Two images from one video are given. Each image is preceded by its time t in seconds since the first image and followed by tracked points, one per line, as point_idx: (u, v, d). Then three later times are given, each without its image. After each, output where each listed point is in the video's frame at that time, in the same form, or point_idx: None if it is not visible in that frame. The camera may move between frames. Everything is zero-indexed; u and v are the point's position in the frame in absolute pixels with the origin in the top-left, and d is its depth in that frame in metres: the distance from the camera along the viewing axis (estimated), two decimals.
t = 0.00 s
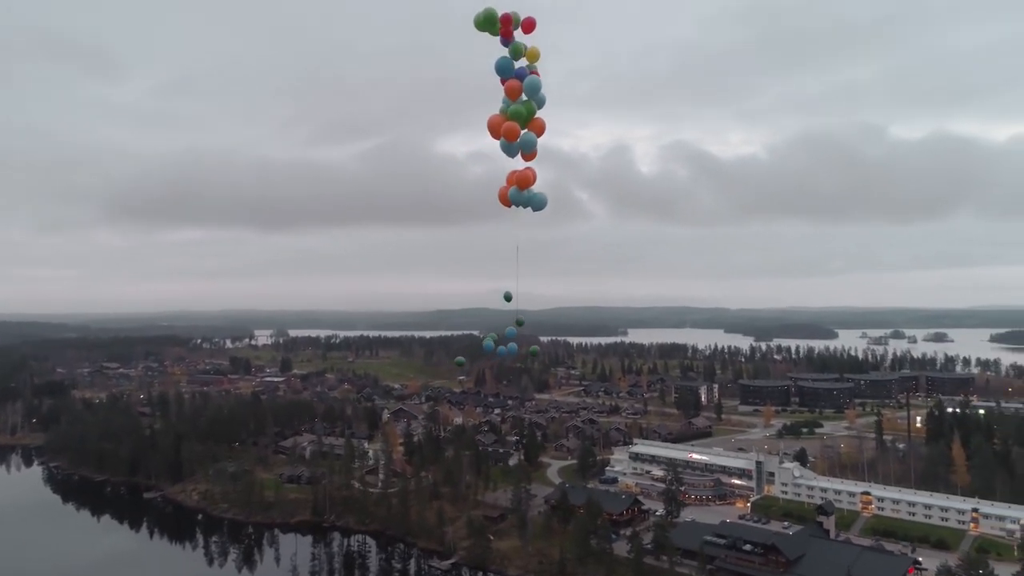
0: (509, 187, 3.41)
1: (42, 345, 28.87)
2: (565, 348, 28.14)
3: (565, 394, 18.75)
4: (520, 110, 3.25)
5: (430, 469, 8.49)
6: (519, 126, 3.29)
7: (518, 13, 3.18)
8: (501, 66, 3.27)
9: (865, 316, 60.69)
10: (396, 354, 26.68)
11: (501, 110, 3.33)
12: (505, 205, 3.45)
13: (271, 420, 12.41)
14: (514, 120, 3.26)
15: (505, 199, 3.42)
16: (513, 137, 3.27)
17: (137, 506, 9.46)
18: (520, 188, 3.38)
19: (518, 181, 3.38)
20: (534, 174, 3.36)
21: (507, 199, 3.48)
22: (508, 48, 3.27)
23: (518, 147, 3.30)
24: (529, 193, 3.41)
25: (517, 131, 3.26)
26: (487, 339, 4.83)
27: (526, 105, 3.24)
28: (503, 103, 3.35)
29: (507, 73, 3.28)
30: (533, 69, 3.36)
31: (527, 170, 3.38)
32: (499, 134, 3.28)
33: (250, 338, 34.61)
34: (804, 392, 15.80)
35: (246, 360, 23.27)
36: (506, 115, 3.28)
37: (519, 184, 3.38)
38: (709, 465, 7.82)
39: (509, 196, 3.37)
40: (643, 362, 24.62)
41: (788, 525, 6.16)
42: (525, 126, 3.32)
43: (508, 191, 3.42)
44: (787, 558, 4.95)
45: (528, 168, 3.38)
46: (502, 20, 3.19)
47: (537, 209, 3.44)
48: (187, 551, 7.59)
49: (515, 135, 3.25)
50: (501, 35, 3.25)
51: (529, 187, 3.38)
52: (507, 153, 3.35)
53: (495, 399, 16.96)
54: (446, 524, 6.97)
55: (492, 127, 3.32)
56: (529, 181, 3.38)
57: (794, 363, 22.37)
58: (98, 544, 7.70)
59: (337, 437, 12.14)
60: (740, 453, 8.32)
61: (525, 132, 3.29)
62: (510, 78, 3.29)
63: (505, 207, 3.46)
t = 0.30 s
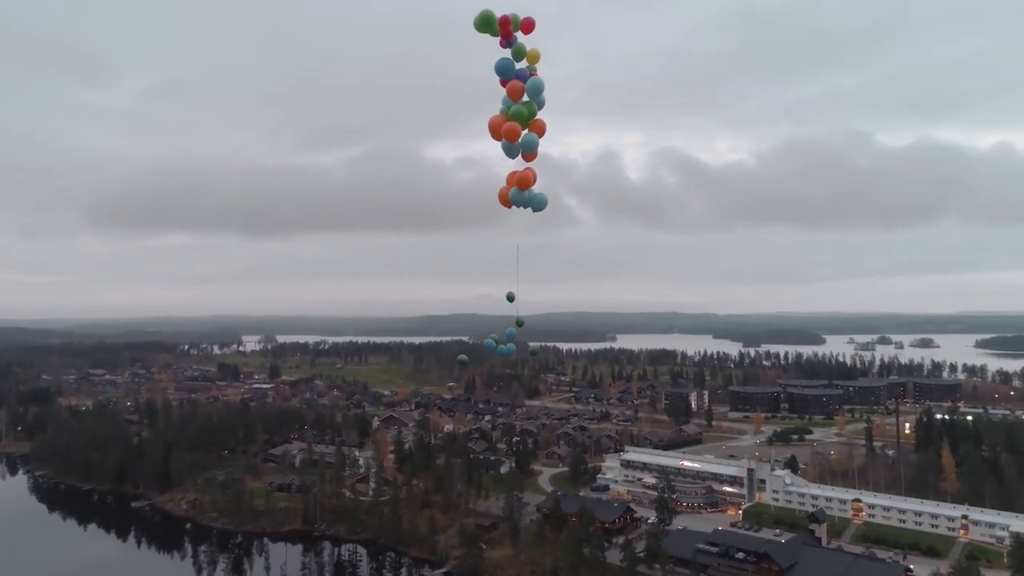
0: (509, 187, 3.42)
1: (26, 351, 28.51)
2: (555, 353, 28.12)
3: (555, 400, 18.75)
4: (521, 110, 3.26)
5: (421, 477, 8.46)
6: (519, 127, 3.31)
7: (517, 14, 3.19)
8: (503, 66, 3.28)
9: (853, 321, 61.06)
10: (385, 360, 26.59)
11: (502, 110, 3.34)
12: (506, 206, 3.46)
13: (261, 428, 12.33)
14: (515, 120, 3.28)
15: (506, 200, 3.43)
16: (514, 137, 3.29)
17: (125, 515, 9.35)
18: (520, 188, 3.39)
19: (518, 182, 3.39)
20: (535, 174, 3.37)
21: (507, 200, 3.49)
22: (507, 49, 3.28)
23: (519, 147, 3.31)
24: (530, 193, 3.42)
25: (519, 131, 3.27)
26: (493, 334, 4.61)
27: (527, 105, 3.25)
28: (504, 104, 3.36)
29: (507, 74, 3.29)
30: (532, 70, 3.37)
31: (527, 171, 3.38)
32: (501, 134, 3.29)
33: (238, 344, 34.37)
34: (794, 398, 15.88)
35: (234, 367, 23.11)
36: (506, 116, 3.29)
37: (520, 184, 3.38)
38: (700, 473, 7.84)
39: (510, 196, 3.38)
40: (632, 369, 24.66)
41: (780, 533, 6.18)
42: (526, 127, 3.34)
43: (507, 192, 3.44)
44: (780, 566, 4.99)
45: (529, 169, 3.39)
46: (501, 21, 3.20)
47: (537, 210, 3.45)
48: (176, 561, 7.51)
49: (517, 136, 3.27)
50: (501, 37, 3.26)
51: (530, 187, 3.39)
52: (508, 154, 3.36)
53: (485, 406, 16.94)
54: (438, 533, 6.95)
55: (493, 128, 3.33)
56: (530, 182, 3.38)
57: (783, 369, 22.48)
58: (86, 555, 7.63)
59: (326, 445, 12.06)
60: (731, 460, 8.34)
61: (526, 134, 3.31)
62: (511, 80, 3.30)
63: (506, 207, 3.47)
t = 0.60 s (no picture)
0: (509, 188, 3.44)
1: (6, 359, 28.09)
2: (542, 360, 28.12)
3: (543, 408, 18.73)
4: (521, 111, 3.29)
5: (410, 486, 8.41)
6: (521, 127, 3.33)
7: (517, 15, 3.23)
8: (504, 67, 3.31)
9: (838, 328, 61.52)
10: (372, 367, 26.46)
11: (503, 111, 3.36)
12: (505, 206, 3.49)
13: (248, 437, 12.22)
14: (515, 121, 3.30)
15: (506, 200, 3.46)
16: (516, 137, 3.30)
17: (109, 526, 9.22)
18: (520, 188, 3.41)
19: (518, 182, 3.41)
20: (535, 174, 3.40)
21: (507, 201, 3.51)
22: (507, 50, 3.32)
23: (520, 148, 3.33)
24: (529, 194, 3.44)
25: (520, 132, 3.29)
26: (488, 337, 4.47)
27: (528, 105, 3.28)
28: (505, 105, 3.39)
29: (508, 74, 3.32)
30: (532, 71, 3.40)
31: (527, 171, 3.40)
32: (502, 135, 3.31)
33: (223, 352, 34.07)
34: (781, 406, 15.96)
35: (220, 374, 22.90)
36: (507, 116, 3.31)
37: (520, 185, 3.41)
38: (689, 481, 7.86)
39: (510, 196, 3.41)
40: (620, 376, 24.70)
41: (769, 541, 6.21)
42: (527, 128, 3.36)
43: (507, 192, 3.46)
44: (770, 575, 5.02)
45: (529, 170, 3.41)
46: (500, 23, 3.24)
47: (535, 210, 3.47)
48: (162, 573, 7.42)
49: (518, 136, 3.29)
50: (500, 38, 3.29)
51: (529, 187, 3.41)
52: (508, 154, 3.38)
53: (473, 414, 16.90)
54: (427, 543, 6.91)
55: (493, 128, 3.35)
56: (529, 182, 3.41)
57: (769, 376, 22.59)
58: (69, 568, 7.51)
59: (314, 454, 11.97)
60: (720, 468, 8.36)
61: (527, 134, 3.33)
62: (512, 80, 3.33)
63: (505, 207, 3.49)
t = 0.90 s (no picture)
0: (509, 188, 3.45)
1: None
2: (532, 366, 28.08)
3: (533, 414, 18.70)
4: (522, 112, 3.31)
5: (401, 495, 8.36)
6: (521, 127, 3.35)
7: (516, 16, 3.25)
8: (505, 68, 3.33)
9: (825, 333, 61.89)
10: (361, 373, 26.32)
11: (504, 111, 3.38)
12: (505, 206, 3.51)
13: (237, 445, 12.11)
14: (516, 121, 3.32)
15: (505, 200, 3.48)
16: (517, 138, 3.32)
17: (95, 535, 9.10)
18: (519, 189, 3.43)
19: (517, 182, 3.43)
20: (535, 175, 3.41)
21: (506, 201, 3.52)
22: (507, 51, 3.34)
23: (521, 148, 3.35)
24: (528, 193, 3.46)
25: (520, 132, 3.31)
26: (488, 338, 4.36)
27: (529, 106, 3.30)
28: (506, 106, 3.41)
29: (509, 74, 3.34)
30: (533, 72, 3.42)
31: (526, 172, 3.42)
32: (503, 134, 3.32)
33: (211, 358, 33.79)
34: (771, 412, 16.02)
35: (208, 381, 22.70)
36: (507, 117, 3.33)
37: (519, 185, 3.42)
38: (680, 488, 7.87)
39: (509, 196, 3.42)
40: (610, 382, 24.71)
41: (761, 549, 6.22)
42: (527, 129, 3.38)
43: (507, 192, 3.48)
44: None
45: (529, 170, 3.43)
46: (499, 23, 3.26)
47: (534, 210, 3.49)
48: None
49: (519, 136, 3.30)
50: (499, 39, 3.31)
51: (529, 187, 3.42)
52: (508, 155, 3.39)
53: (463, 420, 16.85)
54: (419, 552, 6.87)
55: (495, 128, 3.37)
56: (529, 182, 3.42)
57: (759, 382, 22.66)
58: None
59: (303, 462, 11.88)
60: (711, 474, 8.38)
61: (528, 135, 3.35)
62: (513, 81, 3.35)
63: (505, 207, 3.51)
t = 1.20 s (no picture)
0: (509, 188, 3.46)
1: None
2: (522, 373, 28.04)
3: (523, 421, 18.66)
4: (523, 112, 3.33)
5: (392, 504, 8.31)
6: (522, 127, 3.36)
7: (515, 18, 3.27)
8: (509, 68, 3.34)
9: (813, 339, 62.29)
10: (350, 380, 26.18)
11: (506, 111, 3.39)
12: (505, 206, 3.52)
13: (225, 454, 11.99)
14: (516, 121, 3.33)
15: (505, 200, 3.49)
16: (518, 137, 3.33)
17: (81, 546, 8.97)
18: (519, 189, 3.44)
19: (516, 182, 3.44)
20: (536, 175, 3.43)
21: (506, 201, 3.53)
22: (507, 51, 3.35)
23: (522, 148, 3.35)
24: (527, 193, 3.47)
25: (522, 132, 3.32)
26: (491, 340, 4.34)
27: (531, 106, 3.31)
28: (508, 105, 3.42)
29: (512, 74, 3.35)
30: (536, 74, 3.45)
31: (526, 172, 3.43)
32: (504, 134, 3.33)
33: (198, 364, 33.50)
34: (761, 419, 16.08)
35: (195, 388, 22.51)
36: (509, 117, 3.34)
37: (519, 185, 3.43)
38: (672, 497, 7.88)
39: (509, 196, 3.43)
40: (600, 389, 24.72)
41: (753, 558, 6.23)
42: (529, 129, 3.39)
43: (507, 192, 3.49)
44: None
45: (530, 170, 3.44)
46: (498, 24, 3.27)
47: (534, 210, 3.50)
48: None
49: (520, 136, 3.31)
50: (499, 40, 3.32)
51: (528, 188, 3.43)
52: (508, 155, 3.40)
53: (453, 428, 16.80)
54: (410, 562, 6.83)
55: (496, 128, 3.37)
56: (530, 182, 3.43)
57: (747, 389, 22.75)
58: None
59: (291, 470, 11.79)
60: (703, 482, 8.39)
61: (530, 135, 3.36)
62: (516, 82, 3.36)
63: (505, 207, 3.52)
